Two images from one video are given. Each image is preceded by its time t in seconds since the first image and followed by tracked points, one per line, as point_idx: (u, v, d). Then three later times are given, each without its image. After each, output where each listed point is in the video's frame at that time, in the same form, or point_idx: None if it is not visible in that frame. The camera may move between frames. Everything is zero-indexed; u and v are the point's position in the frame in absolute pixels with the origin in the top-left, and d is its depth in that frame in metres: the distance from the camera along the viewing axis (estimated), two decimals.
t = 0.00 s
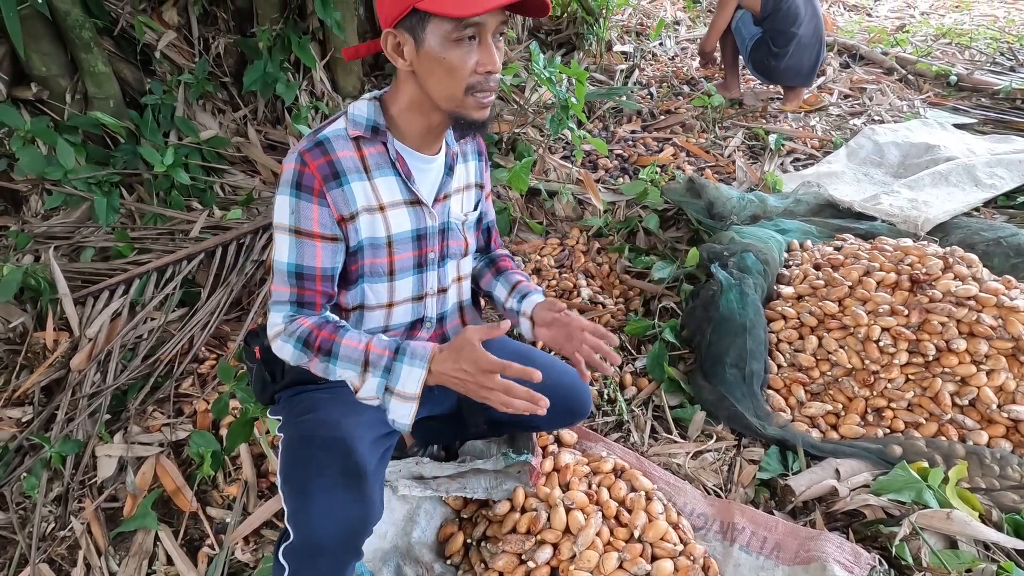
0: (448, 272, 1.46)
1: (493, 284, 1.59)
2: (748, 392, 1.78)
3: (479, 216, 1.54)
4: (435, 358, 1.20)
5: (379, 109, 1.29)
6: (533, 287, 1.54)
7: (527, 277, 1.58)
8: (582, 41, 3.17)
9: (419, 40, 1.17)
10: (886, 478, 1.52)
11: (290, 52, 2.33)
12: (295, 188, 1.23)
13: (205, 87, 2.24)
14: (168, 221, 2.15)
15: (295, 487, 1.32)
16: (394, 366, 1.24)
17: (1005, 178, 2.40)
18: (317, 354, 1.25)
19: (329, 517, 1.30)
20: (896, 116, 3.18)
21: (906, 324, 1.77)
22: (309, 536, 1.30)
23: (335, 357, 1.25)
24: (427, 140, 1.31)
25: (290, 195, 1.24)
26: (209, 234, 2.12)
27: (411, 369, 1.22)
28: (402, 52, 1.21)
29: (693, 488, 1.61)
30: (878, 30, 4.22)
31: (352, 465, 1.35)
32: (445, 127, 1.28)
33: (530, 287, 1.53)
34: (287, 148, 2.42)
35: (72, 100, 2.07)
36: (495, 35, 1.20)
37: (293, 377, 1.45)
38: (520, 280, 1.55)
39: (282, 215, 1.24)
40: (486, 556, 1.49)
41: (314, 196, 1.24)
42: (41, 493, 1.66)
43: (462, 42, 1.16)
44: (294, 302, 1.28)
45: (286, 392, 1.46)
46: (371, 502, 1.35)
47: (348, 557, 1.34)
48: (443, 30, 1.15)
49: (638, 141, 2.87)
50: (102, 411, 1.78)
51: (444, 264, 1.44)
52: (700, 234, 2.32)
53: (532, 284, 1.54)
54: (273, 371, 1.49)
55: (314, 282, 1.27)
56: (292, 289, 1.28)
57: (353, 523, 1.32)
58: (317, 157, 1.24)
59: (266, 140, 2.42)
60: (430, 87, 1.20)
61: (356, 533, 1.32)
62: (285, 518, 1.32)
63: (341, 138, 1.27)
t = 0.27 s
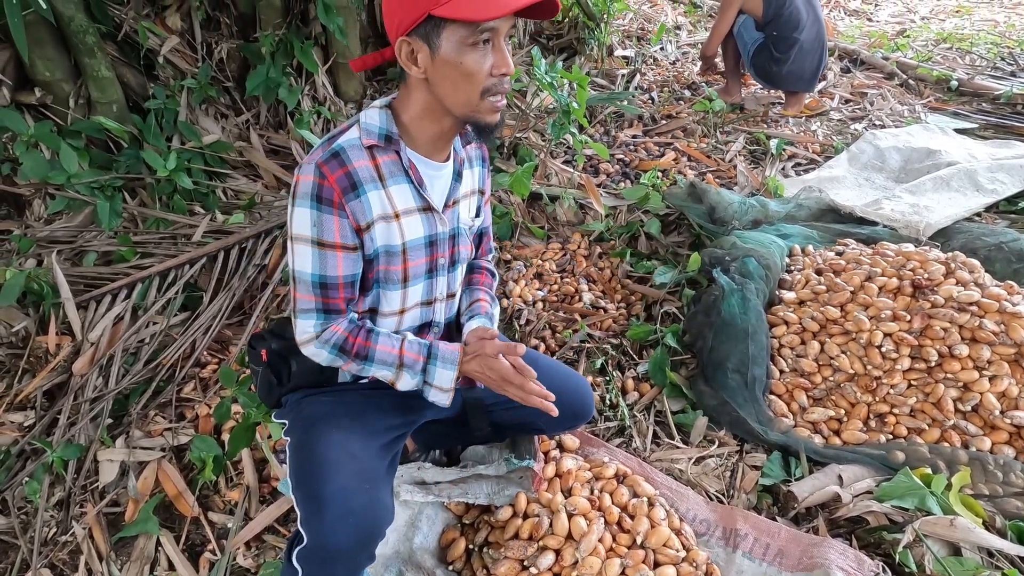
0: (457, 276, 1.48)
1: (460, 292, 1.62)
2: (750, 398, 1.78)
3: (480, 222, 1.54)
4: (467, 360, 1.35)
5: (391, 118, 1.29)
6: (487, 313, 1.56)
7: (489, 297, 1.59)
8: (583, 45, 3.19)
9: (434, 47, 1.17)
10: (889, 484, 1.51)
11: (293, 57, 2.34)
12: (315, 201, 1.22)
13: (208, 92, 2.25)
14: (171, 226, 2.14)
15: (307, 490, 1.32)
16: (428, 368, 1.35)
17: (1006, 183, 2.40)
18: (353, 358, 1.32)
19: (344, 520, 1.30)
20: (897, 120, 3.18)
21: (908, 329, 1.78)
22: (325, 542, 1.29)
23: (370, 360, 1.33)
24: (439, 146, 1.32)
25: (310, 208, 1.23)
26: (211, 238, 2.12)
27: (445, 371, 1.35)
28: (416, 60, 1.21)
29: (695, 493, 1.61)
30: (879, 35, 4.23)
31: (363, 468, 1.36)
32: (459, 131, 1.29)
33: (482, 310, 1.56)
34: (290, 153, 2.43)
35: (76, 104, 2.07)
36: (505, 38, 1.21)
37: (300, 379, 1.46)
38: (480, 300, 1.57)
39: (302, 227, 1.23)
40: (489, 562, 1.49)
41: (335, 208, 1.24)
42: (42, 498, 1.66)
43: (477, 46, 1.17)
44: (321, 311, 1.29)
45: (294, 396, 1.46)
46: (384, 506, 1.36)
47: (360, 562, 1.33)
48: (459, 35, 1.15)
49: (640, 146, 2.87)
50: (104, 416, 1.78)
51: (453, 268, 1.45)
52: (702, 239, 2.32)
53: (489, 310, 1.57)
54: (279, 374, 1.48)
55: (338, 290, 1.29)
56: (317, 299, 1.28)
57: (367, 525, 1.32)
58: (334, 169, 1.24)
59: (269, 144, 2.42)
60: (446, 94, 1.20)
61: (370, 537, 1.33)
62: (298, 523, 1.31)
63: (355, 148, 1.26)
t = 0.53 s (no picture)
0: (460, 280, 1.49)
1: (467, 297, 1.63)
2: (753, 402, 1.79)
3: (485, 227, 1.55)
4: (480, 355, 1.35)
5: (404, 123, 1.29)
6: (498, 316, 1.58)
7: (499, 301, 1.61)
8: (585, 50, 3.21)
9: (447, 54, 1.18)
10: (893, 489, 1.51)
11: (297, 61, 2.35)
12: (331, 201, 1.22)
13: (212, 96, 2.26)
14: (174, 229, 2.15)
15: (310, 493, 1.32)
16: (442, 367, 1.36)
17: (1008, 188, 2.40)
18: (368, 359, 1.31)
19: (349, 522, 1.30)
20: (898, 125, 3.19)
21: (911, 334, 1.78)
22: (330, 543, 1.29)
23: (385, 360, 1.32)
24: (448, 151, 1.33)
25: (327, 209, 1.22)
26: (215, 241, 2.13)
27: (459, 369, 1.35)
28: (428, 67, 1.22)
29: (699, 497, 1.61)
30: (880, 39, 4.23)
31: (365, 470, 1.36)
32: (468, 138, 1.30)
33: (496, 313, 1.58)
34: (293, 157, 2.43)
35: (80, 108, 2.08)
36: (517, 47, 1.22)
37: (302, 382, 1.46)
38: (491, 303, 1.59)
39: (318, 228, 1.22)
40: (493, 566, 1.49)
41: (351, 210, 1.23)
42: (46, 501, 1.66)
43: (489, 55, 1.18)
44: (336, 312, 1.28)
45: (295, 399, 1.46)
46: (389, 508, 1.36)
47: (365, 564, 1.34)
48: (472, 42, 1.17)
49: (642, 150, 2.88)
50: (108, 419, 1.78)
51: (456, 273, 1.46)
52: (704, 242, 2.33)
53: (501, 312, 1.59)
54: (280, 376, 1.47)
55: (353, 291, 1.28)
56: (332, 300, 1.27)
57: (370, 526, 1.32)
58: (350, 170, 1.24)
59: (272, 148, 2.43)
60: (457, 100, 1.21)
61: (375, 538, 1.33)
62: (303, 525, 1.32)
63: (369, 150, 1.26)
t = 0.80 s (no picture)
0: (459, 285, 1.49)
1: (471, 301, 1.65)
2: (755, 406, 1.78)
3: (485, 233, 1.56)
4: (481, 353, 1.37)
5: (403, 128, 1.30)
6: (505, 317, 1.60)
7: (505, 303, 1.63)
8: (586, 55, 3.24)
9: (443, 61, 1.19)
10: (894, 494, 1.51)
11: (300, 67, 2.36)
12: (332, 208, 1.22)
13: (216, 101, 2.27)
14: (178, 232, 2.17)
15: (311, 499, 1.33)
16: (444, 366, 1.37)
17: (1008, 193, 2.40)
18: (369, 362, 1.32)
19: (349, 528, 1.31)
20: (899, 129, 3.20)
21: (912, 339, 1.79)
22: (330, 549, 1.31)
23: (386, 362, 1.33)
24: (447, 157, 1.34)
25: (327, 215, 1.23)
26: (218, 245, 2.14)
27: (460, 367, 1.36)
28: (425, 73, 1.23)
29: (700, 502, 1.62)
30: (880, 44, 4.24)
31: (365, 477, 1.37)
32: (466, 144, 1.31)
33: (501, 315, 1.59)
34: (296, 161, 2.45)
35: (85, 113, 2.09)
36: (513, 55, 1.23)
37: (303, 388, 1.46)
38: (496, 306, 1.61)
39: (318, 233, 1.23)
40: (495, 570, 1.50)
41: (351, 216, 1.24)
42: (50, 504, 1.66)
43: (484, 62, 1.19)
44: (337, 317, 1.28)
45: (297, 405, 1.47)
46: (389, 513, 1.38)
47: (364, 569, 1.35)
48: (467, 50, 1.18)
49: (643, 154, 2.89)
50: (112, 422, 1.79)
51: (455, 278, 1.47)
52: (706, 247, 2.33)
53: (507, 313, 1.61)
54: (281, 382, 1.47)
55: (354, 295, 1.29)
56: (332, 305, 1.28)
57: (371, 533, 1.34)
58: (351, 176, 1.24)
59: (276, 152, 2.43)
60: (454, 106, 1.22)
61: (375, 543, 1.35)
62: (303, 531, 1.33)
63: (369, 156, 1.27)
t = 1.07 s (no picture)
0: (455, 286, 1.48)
1: (483, 298, 1.60)
2: (755, 409, 1.78)
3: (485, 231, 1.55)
4: (463, 352, 1.27)
5: (390, 130, 1.31)
6: (516, 303, 1.54)
7: (517, 293, 1.58)
8: (586, 58, 3.25)
9: (423, 61, 1.20)
10: (893, 497, 1.51)
11: (301, 70, 2.37)
12: (315, 209, 1.24)
13: (217, 104, 2.28)
14: (179, 235, 2.17)
15: (308, 505, 1.34)
16: (426, 365, 1.30)
17: (1008, 196, 2.40)
18: (349, 363, 1.30)
19: (344, 535, 1.32)
20: (898, 133, 3.20)
21: (911, 341, 1.79)
22: (325, 555, 1.31)
23: (367, 363, 1.30)
24: (435, 158, 1.33)
25: (310, 216, 1.25)
26: (219, 248, 2.14)
27: (444, 365, 1.29)
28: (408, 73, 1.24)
29: (700, 505, 1.62)
30: (879, 48, 4.25)
31: (363, 485, 1.37)
32: (451, 145, 1.30)
33: (513, 303, 1.53)
34: (297, 164, 2.45)
35: (87, 116, 2.10)
36: (494, 56, 1.23)
37: (302, 392, 1.46)
38: (507, 297, 1.55)
39: (303, 235, 1.25)
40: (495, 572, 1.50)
41: (334, 217, 1.26)
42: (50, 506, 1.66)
43: (462, 61, 1.19)
44: (319, 318, 1.30)
45: (296, 408, 1.47)
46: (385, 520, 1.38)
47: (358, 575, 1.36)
48: (445, 50, 1.18)
49: (643, 157, 2.89)
50: (112, 424, 1.79)
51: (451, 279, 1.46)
52: (705, 250, 2.34)
53: (518, 300, 1.54)
54: (280, 387, 1.48)
55: (337, 297, 1.29)
56: (316, 306, 1.29)
57: (366, 541, 1.34)
58: (335, 178, 1.26)
59: (276, 155, 2.45)
60: (435, 107, 1.23)
61: (370, 551, 1.36)
62: (300, 535, 1.34)
63: (355, 158, 1.28)
